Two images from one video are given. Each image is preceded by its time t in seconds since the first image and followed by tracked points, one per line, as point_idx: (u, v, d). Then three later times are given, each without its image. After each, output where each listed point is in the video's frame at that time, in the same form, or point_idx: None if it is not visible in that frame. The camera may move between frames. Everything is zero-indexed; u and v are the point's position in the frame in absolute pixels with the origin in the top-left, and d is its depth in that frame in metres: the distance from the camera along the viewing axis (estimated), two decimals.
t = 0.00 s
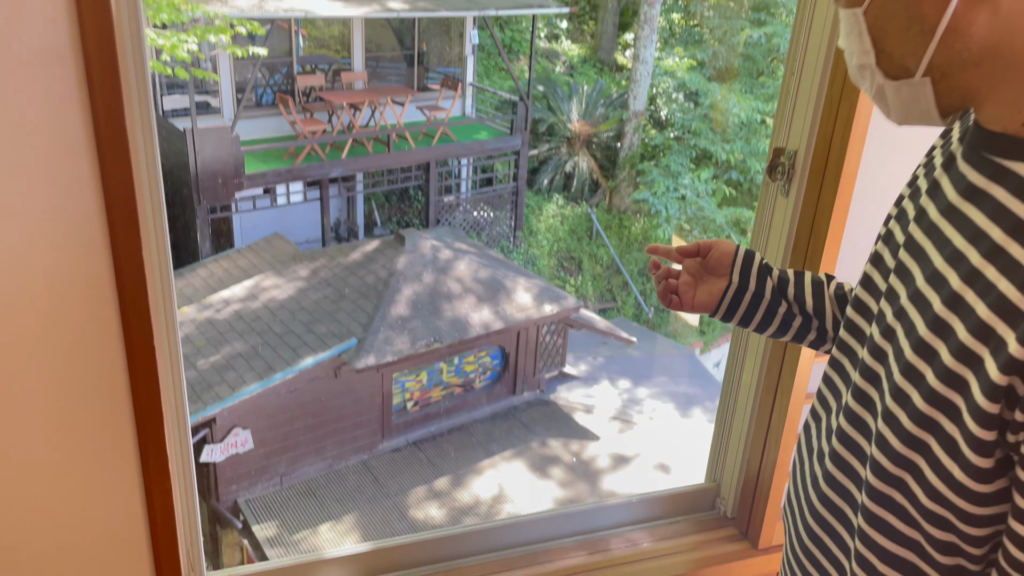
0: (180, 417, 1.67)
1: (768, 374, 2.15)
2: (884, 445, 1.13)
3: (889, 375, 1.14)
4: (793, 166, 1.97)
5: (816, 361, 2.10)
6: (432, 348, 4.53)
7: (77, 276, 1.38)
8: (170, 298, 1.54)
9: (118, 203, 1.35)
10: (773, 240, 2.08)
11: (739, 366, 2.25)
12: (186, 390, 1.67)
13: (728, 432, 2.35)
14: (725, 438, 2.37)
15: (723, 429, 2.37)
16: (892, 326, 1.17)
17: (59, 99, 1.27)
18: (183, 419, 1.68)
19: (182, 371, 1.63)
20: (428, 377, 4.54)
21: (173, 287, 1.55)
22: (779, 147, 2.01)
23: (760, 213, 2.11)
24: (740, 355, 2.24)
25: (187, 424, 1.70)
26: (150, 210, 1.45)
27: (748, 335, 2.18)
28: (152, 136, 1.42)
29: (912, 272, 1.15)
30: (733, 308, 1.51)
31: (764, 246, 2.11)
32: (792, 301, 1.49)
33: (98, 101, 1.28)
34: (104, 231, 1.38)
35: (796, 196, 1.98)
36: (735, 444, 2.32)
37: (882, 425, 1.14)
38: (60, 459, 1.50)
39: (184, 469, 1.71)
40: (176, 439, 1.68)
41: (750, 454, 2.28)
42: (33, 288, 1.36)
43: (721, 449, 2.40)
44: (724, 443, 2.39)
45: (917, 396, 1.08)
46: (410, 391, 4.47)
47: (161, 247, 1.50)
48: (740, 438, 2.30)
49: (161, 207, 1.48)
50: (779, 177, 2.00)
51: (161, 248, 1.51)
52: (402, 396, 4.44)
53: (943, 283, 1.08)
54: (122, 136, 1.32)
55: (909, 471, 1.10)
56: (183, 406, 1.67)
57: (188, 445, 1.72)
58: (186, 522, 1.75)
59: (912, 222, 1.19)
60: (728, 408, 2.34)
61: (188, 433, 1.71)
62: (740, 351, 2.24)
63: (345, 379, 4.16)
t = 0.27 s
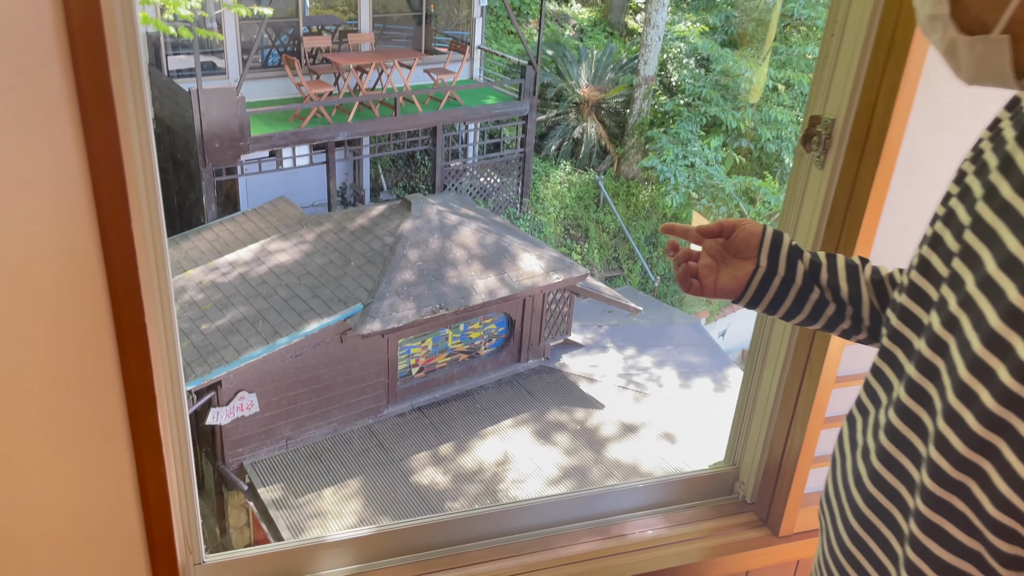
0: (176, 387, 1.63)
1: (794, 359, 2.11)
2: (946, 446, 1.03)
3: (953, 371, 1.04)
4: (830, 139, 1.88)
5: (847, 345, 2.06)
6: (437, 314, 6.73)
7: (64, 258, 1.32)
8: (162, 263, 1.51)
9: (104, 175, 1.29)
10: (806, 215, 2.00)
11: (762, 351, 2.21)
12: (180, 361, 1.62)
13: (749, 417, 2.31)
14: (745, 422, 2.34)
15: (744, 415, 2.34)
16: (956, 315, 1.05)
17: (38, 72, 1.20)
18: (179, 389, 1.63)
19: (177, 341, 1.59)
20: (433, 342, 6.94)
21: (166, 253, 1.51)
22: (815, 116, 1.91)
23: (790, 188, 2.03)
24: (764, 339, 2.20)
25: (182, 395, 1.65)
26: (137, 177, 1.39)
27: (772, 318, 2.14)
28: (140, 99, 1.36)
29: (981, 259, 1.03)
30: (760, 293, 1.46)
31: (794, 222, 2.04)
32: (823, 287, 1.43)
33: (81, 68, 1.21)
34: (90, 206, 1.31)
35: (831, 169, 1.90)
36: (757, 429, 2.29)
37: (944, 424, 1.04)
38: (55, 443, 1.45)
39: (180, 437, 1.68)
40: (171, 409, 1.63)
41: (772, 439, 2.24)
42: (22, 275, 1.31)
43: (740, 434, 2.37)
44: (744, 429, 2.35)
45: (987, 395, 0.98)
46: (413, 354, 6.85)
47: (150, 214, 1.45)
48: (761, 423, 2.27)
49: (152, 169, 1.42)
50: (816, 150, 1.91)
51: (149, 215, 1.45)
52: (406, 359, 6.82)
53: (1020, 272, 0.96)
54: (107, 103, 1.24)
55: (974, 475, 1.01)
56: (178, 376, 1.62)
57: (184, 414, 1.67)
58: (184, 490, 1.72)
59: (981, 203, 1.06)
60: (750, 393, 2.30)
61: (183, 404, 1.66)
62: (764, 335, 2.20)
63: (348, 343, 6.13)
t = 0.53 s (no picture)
0: (172, 372, 1.54)
1: (839, 357, 2.03)
2: None
3: None
4: (889, 118, 1.78)
5: (899, 343, 1.97)
6: (447, 287, 6.57)
7: (56, 256, 1.22)
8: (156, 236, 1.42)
9: (91, 162, 1.18)
10: (858, 198, 1.90)
11: (802, 347, 2.15)
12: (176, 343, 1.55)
13: (786, 416, 2.24)
14: (782, 420, 2.27)
15: (780, 414, 2.28)
16: None
17: (19, 54, 1.09)
18: (174, 374, 1.55)
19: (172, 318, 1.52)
20: (444, 315, 6.85)
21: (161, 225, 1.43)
22: (873, 93, 1.82)
23: (842, 171, 1.94)
24: (805, 334, 2.13)
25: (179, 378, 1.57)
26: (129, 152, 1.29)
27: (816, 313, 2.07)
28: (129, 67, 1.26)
29: None
30: (815, 287, 1.40)
31: (845, 208, 1.93)
32: (886, 282, 1.37)
33: (63, 44, 1.10)
34: (76, 195, 1.20)
35: (890, 152, 1.79)
36: (795, 428, 2.22)
37: None
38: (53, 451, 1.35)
39: (176, 429, 1.59)
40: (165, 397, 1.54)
41: (811, 439, 2.17)
42: (21, 279, 1.21)
43: (776, 433, 2.31)
44: (780, 428, 2.28)
45: None
46: (425, 327, 6.83)
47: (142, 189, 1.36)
48: (800, 421, 2.20)
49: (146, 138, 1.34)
50: (872, 129, 1.81)
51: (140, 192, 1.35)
52: (417, 331, 6.78)
53: None
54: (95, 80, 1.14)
55: None
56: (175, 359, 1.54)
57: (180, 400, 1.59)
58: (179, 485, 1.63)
59: None
60: (789, 391, 2.23)
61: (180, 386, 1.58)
62: (804, 330, 2.13)
63: (358, 315, 6.23)
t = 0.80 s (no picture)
0: (171, 368, 1.54)
1: (899, 362, 1.95)
2: None
3: None
4: (965, 102, 1.70)
5: (967, 349, 1.88)
6: (469, 271, 6.54)
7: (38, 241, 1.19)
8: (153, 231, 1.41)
9: (78, 164, 1.16)
10: (932, 187, 1.81)
11: (855, 351, 2.07)
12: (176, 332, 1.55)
13: (835, 422, 2.17)
14: (829, 427, 2.19)
15: (827, 421, 2.20)
16: None
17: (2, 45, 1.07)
18: (175, 367, 1.55)
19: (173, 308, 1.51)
20: (465, 300, 6.83)
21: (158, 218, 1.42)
22: (950, 75, 1.73)
23: (908, 160, 1.88)
24: (859, 338, 2.05)
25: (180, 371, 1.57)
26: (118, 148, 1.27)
27: (874, 315, 1.98)
28: (118, 59, 1.24)
29: None
30: (894, 274, 1.44)
31: (913, 187, 1.86)
32: (973, 279, 1.42)
33: (47, 33, 1.08)
34: (61, 198, 1.18)
35: (965, 135, 1.71)
36: (843, 436, 2.14)
37: None
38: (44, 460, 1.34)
39: (175, 423, 1.60)
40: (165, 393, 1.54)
41: (863, 448, 2.09)
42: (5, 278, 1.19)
43: (821, 442, 2.23)
44: (827, 436, 2.20)
45: None
46: (446, 312, 6.84)
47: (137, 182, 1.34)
48: (850, 428, 2.12)
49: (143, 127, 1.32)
50: (946, 114, 1.73)
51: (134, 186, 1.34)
52: (439, 316, 6.82)
53: None
54: (82, 74, 1.12)
55: None
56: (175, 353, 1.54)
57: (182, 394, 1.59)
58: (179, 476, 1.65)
59: None
60: (838, 396, 2.15)
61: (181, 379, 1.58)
62: (858, 334, 2.05)
63: (380, 298, 6.32)
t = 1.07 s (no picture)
0: (167, 371, 1.43)
1: (962, 386, 1.83)
2: None
3: None
4: None
5: None
6: (500, 264, 6.49)
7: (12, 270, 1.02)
8: (146, 223, 1.31)
9: (57, 177, 0.99)
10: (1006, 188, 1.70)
11: (910, 372, 1.94)
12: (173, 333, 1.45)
13: (886, 447, 2.04)
14: (878, 454, 2.07)
15: (876, 445, 2.07)
16: None
17: None
18: (171, 370, 1.45)
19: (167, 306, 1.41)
20: (496, 293, 6.83)
21: (151, 209, 1.32)
22: None
23: (978, 164, 1.75)
24: (916, 358, 1.92)
25: (175, 375, 1.47)
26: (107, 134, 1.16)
27: (934, 334, 1.86)
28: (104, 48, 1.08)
29: None
30: (951, 276, 1.40)
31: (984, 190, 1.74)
32: None
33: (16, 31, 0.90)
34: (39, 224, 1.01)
35: None
36: (895, 462, 2.02)
37: None
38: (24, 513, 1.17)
39: (172, 430, 1.49)
40: (160, 399, 1.44)
41: (918, 475, 1.96)
42: None
43: (870, 467, 2.10)
44: (876, 461, 2.07)
45: None
46: (474, 305, 6.88)
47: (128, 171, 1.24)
48: (903, 455, 2.00)
49: (132, 108, 1.22)
50: None
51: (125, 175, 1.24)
52: (467, 310, 6.86)
53: None
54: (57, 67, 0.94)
55: None
56: (171, 354, 1.43)
57: (178, 398, 1.48)
58: (174, 485, 1.54)
59: None
60: (889, 420, 2.02)
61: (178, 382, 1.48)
62: (915, 353, 1.93)
63: (410, 291, 6.40)
